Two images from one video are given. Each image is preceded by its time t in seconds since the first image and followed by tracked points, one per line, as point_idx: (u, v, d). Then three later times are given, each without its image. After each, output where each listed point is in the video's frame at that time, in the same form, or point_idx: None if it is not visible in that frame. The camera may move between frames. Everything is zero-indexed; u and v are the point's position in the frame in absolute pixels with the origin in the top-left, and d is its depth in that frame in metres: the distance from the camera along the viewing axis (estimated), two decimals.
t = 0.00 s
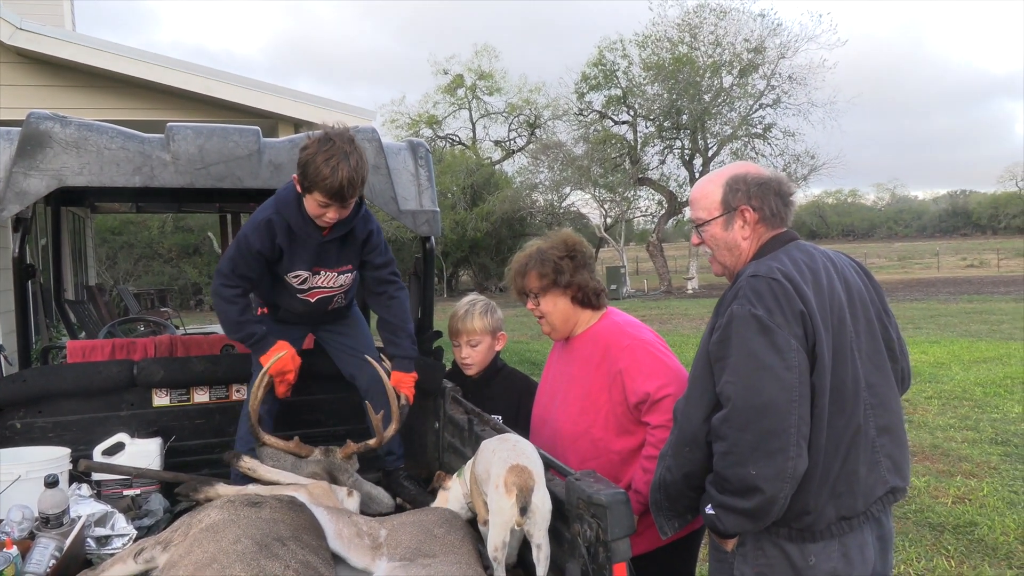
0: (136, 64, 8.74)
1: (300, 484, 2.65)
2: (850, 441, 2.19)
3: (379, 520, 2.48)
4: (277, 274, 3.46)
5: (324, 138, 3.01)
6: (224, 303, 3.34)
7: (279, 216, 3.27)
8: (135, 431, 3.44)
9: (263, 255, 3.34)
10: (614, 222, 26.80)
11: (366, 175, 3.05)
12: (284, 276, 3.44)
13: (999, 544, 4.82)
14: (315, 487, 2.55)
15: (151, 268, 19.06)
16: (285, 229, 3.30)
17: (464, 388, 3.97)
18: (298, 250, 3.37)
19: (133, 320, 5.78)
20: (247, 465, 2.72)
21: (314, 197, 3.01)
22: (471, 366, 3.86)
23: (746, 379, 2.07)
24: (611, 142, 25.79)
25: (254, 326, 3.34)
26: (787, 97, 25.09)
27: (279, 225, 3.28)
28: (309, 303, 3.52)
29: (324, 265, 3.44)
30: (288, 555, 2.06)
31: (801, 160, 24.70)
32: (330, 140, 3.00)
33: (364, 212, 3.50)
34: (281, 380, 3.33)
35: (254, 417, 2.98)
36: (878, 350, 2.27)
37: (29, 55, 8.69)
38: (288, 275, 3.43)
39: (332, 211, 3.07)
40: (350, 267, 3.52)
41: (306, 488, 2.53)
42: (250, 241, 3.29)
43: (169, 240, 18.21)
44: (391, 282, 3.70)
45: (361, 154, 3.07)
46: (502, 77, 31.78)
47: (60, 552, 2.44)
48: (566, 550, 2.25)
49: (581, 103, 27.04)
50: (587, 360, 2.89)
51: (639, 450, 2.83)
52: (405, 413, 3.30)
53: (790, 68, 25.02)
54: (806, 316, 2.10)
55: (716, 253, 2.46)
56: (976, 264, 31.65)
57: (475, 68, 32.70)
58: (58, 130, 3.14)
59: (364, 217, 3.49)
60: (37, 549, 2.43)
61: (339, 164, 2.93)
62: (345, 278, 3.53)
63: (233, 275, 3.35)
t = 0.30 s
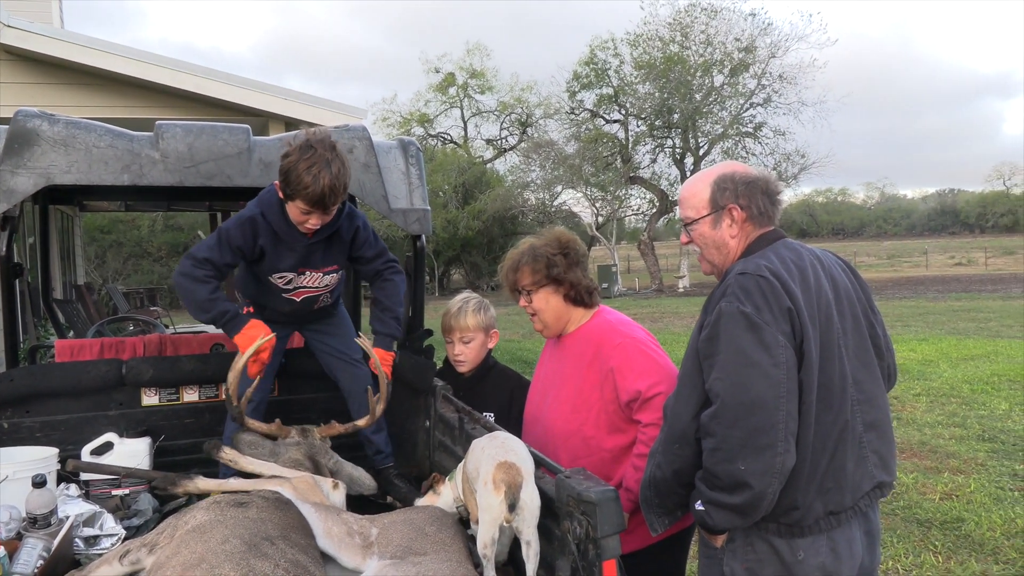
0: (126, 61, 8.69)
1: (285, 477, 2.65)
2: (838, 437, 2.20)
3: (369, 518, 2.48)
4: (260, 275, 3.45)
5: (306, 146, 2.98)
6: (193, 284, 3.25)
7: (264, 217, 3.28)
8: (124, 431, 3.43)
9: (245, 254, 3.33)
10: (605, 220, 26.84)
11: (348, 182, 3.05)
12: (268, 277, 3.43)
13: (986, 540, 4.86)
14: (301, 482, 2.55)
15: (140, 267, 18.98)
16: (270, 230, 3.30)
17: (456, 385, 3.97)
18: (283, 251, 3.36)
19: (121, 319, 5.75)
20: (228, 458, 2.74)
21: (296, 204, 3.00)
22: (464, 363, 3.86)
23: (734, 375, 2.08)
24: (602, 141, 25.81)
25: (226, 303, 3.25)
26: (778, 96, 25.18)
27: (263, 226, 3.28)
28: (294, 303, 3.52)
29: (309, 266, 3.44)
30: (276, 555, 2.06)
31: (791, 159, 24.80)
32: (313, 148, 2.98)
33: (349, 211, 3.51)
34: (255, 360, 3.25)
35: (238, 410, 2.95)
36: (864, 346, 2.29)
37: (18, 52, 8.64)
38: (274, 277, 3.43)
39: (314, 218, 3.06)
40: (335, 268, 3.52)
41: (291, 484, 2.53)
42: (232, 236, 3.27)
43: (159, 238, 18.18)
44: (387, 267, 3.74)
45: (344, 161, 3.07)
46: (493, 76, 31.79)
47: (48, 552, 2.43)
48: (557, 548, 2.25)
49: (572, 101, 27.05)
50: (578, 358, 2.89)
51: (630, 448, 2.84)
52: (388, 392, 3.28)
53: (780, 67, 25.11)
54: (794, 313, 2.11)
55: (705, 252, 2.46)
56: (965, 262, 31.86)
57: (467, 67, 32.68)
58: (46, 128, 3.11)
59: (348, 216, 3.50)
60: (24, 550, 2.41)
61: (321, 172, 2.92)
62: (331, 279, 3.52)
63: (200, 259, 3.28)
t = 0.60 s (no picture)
0: (110, 62, 8.63)
1: (270, 484, 2.66)
2: (824, 436, 2.22)
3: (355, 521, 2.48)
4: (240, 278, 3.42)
5: (283, 143, 2.98)
6: (183, 299, 3.25)
7: (244, 218, 3.24)
8: (109, 434, 3.41)
9: (226, 256, 3.29)
10: (593, 222, 26.89)
11: (327, 180, 3.02)
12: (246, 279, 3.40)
13: (970, 539, 4.91)
14: (284, 489, 2.54)
15: (125, 269, 18.84)
16: (250, 232, 3.27)
17: (446, 385, 3.97)
18: (261, 253, 3.33)
19: (107, 323, 5.72)
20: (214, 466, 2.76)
21: (273, 202, 3.00)
22: (456, 364, 3.86)
23: (721, 375, 2.09)
24: (591, 142, 25.63)
25: (218, 316, 3.29)
26: (764, 98, 25.30)
27: (243, 227, 3.25)
28: (273, 307, 3.52)
29: (289, 269, 3.41)
30: (261, 558, 2.05)
31: (777, 161, 24.92)
32: (290, 144, 2.98)
33: (330, 214, 3.46)
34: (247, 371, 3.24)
35: (224, 417, 3.01)
36: (849, 347, 2.31)
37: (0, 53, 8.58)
38: (252, 279, 3.39)
39: (293, 215, 3.05)
40: (315, 271, 3.49)
41: (275, 490, 2.52)
42: (213, 242, 3.24)
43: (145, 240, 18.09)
44: (370, 276, 3.68)
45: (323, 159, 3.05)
46: (480, 77, 31.79)
47: (32, 557, 2.42)
48: (543, 549, 2.26)
49: (559, 103, 27.08)
50: (566, 359, 2.91)
51: (618, 450, 2.85)
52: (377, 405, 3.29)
53: (766, 69, 25.23)
54: (780, 313, 2.13)
55: (691, 253, 2.48)
56: (949, 263, 32.13)
57: (454, 68, 32.66)
58: (30, 129, 3.09)
59: (330, 220, 3.46)
60: (8, 554, 2.40)
61: (297, 168, 2.90)
62: (311, 282, 3.50)
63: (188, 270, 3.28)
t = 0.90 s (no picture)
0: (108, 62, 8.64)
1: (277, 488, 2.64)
2: (824, 435, 2.23)
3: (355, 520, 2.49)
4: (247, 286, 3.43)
5: (286, 155, 2.97)
6: (204, 320, 3.30)
7: (250, 229, 3.23)
8: (108, 433, 3.41)
9: (236, 268, 3.30)
10: (591, 222, 26.91)
11: (331, 192, 3.01)
12: (252, 287, 3.41)
13: (968, 539, 4.93)
14: (294, 491, 2.53)
15: (123, 269, 18.80)
16: (256, 243, 3.26)
17: (444, 385, 3.97)
18: (268, 263, 3.33)
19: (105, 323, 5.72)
20: (223, 476, 2.72)
21: (277, 214, 2.99)
22: (454, 363, 3.86)
23: (722, 374, 2.10)
24: (587, 143, 25.79)
25: (234, 343, 3.35)
26: (762, 98, 25.33)
27: (250, 238, 3.24)
28: (280, 312, 3.52)
29: (293, 278, 3.41)
30: (264, 556, 2.06)
31: (775, 161, 24.96)
32: (293, 157, 2.96)
33: (334, 224, 3.41)
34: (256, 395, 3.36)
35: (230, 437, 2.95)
36: (848, 346, 2.32)
37: None
38: (257, 288, 3.41)
39: (297, 227, 3.04)
40: (319, 279, 3.49)
41: (285, 492, 2.51)
42: (223, 255, 3.25)
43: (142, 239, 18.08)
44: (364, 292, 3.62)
45: (326, 169, 3.04)
46: (478, 77, 31.81)
47: (33, 555, 2.42)
48: (542, 549, 2.27)
49: (557, 103, 27.09)
50: (566, 359, 2.91)
51: (618, 450, 2.86)
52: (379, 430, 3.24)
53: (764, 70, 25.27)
54: (780, 312, 2.14)
55: (690, 253, 2.49)
56: (947, 263, 32.20)
57: (452, 68, 32.68)
58: (28, 129, 3.09)
59: (334, 230, 3.41)
60: (9, 552, 2.40)
61: (301, 181, 2.90)
62: (316, 289, 3.51)
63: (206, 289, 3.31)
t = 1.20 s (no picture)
0: (108, 62, 8.63)
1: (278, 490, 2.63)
2: (827, 435, 2.22)
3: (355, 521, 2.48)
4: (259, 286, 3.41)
5: (316, 154, 2.99)
6: (222, 319, 3.29)
7: (270, 228, 3.23)
8: (108, 433, 3.41)
9: (254, 267, 3.29)
10: (592, 222, 26.90)
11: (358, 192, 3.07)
12: (265, 286, 3.40)
13: (969, 540, 4.92)
14: (293, 493, 2.52)
15: (124, 269, 18.83)
16: (275, 242, 3.26)
17: (445, 385, 3.96)
18: (285, 263, 3.33)
19: (105, 322, 5.72)
20: (224, 478, 2.71)
21: (311, 214, 3.00)
22: (454, 363, 3.86)
23: (726, 375, 2.10)
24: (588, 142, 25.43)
25: (252, 341, 3.33)
26: (763, 98, 25.31)
27: (269, 237, 3.24)
28: (287, 312, 3.51)
29: (307, 278, 3.41)
30: (264, 557, 2.05)
31: (776, 162, 24.94)
32: (323, 156, 2.98)
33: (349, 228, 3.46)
34: (270, 394, 3.33)
35: (238, 434, 2.97)
36: (851, 347, 2.32)
37: None
38: (270, 287, 3.40)
39: (329, 226, 3.07)
40: (331, 280, 3.50)
41: (284, 494, 2.50)
42: (242, 254, 3.25)
43: (143, 239, 18.09)
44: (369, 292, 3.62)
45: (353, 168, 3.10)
46: (479, 77, 31.81)
47: (32, 556, 2.42)
48: (543, 550, 2.27)
49: (558, 103, 27.08)
50: (568, 359, 2.91)
51: (619, 450, 2.85)
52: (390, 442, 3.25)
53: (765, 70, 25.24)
54: (785, 313, 2.14)
55: (693, 254, 2.48)
56: (948, 264, 32.17)
57: (453, 68, 32.68)
58: (30, 128, 3.09)
59: (349, 234, 3.44)
60: (8, 553, 2.40)
61: (337, 181, 2.94)
62: (326, 291, 3.51)
63: (225, 287, 3.30)
